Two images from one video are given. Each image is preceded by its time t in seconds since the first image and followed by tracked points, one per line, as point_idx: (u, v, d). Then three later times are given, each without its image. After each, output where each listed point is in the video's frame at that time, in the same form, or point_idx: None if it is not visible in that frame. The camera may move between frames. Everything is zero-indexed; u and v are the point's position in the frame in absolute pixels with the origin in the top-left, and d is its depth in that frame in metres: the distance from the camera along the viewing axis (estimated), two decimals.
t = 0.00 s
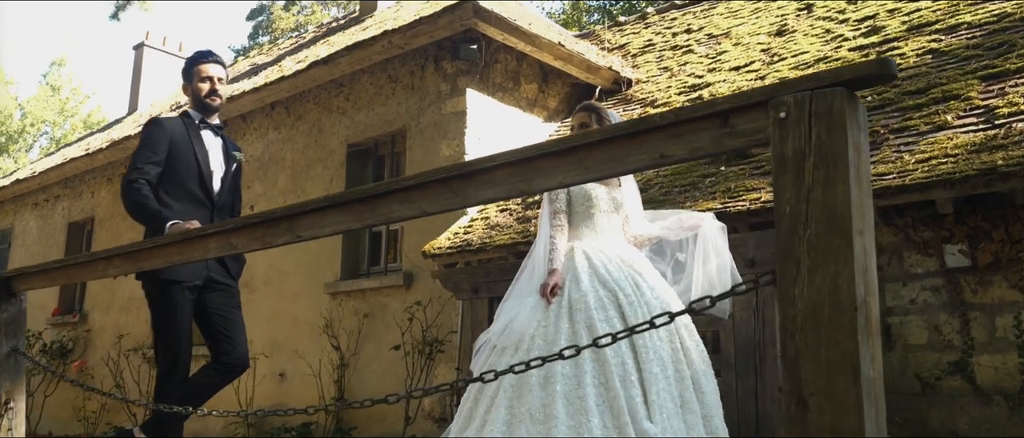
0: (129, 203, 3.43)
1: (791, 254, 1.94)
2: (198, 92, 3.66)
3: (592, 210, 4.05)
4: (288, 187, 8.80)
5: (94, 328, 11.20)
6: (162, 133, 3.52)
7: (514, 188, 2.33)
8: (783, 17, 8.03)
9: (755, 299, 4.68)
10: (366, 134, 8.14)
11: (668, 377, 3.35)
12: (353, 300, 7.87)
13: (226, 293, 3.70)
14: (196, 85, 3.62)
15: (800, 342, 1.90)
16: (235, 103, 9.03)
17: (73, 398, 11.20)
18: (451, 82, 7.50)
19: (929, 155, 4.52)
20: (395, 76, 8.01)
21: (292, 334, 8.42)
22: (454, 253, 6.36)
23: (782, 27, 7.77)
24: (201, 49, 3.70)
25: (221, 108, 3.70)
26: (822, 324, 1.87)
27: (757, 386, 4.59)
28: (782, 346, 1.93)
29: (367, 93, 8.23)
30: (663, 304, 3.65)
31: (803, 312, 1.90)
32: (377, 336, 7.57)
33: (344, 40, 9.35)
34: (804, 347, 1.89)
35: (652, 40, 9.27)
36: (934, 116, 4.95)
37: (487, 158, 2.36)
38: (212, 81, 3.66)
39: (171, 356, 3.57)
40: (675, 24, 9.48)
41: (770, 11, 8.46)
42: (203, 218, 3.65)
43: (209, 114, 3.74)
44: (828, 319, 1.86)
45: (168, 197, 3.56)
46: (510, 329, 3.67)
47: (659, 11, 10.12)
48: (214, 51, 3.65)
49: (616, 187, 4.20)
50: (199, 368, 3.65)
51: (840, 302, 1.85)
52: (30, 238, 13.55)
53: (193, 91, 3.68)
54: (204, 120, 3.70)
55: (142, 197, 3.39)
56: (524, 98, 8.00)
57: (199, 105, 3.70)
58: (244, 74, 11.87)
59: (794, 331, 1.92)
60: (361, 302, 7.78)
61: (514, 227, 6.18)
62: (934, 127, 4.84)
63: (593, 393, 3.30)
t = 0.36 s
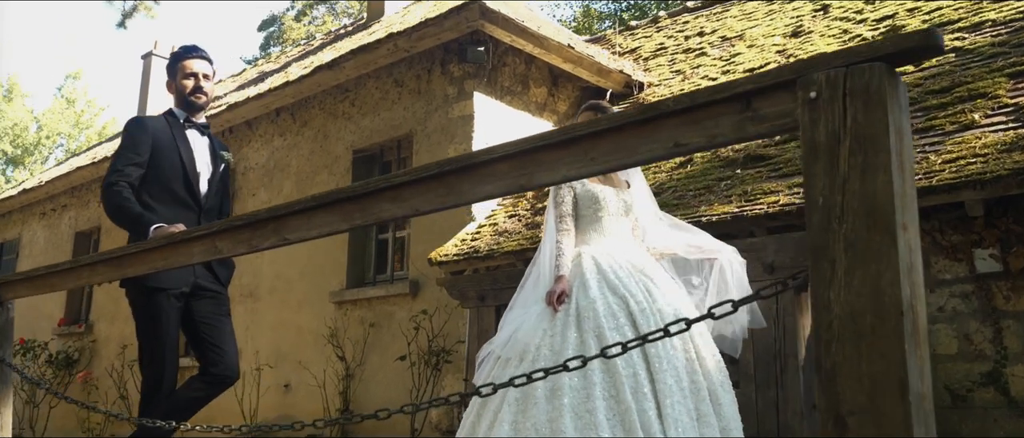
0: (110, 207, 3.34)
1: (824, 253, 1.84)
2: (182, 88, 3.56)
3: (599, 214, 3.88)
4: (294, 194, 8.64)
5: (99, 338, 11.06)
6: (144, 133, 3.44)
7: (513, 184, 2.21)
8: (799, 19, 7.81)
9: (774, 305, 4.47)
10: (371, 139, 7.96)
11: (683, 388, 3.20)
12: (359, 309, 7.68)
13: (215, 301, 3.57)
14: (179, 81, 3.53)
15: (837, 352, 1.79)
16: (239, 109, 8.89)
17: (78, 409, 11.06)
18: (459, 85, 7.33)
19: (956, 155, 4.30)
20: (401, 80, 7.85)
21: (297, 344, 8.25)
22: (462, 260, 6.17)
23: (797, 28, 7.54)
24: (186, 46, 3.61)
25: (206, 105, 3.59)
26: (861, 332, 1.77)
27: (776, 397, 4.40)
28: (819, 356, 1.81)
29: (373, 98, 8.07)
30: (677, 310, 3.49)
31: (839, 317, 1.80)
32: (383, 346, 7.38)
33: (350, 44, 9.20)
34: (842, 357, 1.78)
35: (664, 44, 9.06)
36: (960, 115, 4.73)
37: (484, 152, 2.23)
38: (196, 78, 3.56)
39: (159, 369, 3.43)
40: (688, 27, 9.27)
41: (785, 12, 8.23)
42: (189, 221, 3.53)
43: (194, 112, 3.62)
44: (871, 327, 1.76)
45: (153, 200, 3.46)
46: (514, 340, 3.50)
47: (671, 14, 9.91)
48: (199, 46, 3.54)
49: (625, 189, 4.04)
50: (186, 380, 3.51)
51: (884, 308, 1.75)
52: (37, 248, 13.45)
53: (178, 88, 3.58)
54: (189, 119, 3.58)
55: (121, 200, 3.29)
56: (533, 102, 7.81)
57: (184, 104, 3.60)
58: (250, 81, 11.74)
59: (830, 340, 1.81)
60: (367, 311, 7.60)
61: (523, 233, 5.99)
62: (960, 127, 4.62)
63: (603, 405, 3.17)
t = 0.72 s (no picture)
0: (96, 210, 3.16)
1: (870, 253, 1.71)
2: (172, 85, 3.42)
3: (613, 215, 3.67)
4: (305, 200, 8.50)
5: (113, 347, 10.97)
6: (131, 132, 3.27)
7: (513, 175, 2.16)
8: (823, 16, 7.54)
9: (803, 310, 4.22)
10: (383, 143, 7.79)
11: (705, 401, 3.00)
12: (371, 316, 7.49)
13: (207, 308, 3.38)
14: (168, 77, 3.40)
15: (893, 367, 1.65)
16: (250, 115, 8.75)
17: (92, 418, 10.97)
18: (471, 87, 7.15)
19: (998, 151, 4.02)
20: (413, 83, 7.67)
21: (308, 351, 8.08)
22: (475, 265, 5.97)
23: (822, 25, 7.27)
24: (174, 41, 3.47)
25: (197, 102, 3.46)
26: (916, 340, 1.63)
27: (807, 408, 4.14)
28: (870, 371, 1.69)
29: (385, 101, 7.89)
30: (699, 317, 3.28)
31: (890, 323, 1.67)
32: (395, 354, 7.18)
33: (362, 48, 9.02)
34: (896, 369, 1.65)
35: (683, 44, 8.82)
36: (999, 109, 4.46)
37: (483, 140, 2.18)
38: (186, 74, 3.42)
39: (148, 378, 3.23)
40: (708, 27, 9.02)
41: (808, 10, 7.97)
42: (180, 222, 3.37)
43: (184, 109, 3.48)
44: (931, 333, 1.61)
45: (142, 200, 3.31)
46: (523, 349, 3.29)
47: (691, 15, 9.66)
48: (188, 41, 3.42)
49: (641, 190, 3.84)
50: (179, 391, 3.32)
51: (946, 307, 1.60)
52: (53, 256, 13.39)
53: (166, 85, 3.43)
54: (179, 117, 3.44)
55: (107, 203, 3.11)
56: (548, 103, 7.60)
57: (173, 101, 3.45)
58: (263, 88, 11.60)
59: (880, 351, 1.67)
60: (379, 318, 7.41)
61: (537, 238, 5.77)
62: (999, 121, 4.35)
63: (620, 419, 2.96)
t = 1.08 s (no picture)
0: (84, 209, 3.00)
1: (922, 239, 1.52)
2: (166, 78, 3.28)
3: (631, 212, 3.47)
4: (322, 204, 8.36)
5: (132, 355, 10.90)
6: (122, 128, 3.11)
7: (509, 159, 2.06)
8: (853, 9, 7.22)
9: (836, 308, 3.99)
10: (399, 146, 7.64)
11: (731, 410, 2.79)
12: (388, 322, 7.32)
13: (204, 311, 3.21)
14: (162, 71, 3.26)
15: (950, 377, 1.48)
16: (266, 118, 8.64)
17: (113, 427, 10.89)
18: (488, 86, 6.98)
19: None
20: (429, 83, 7.50)
21: (325, 358, 7.93)
22: (491, 269, 5.76)
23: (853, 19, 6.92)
24: (169, 33, 3.32)
25: (193, 96, 3.31)
26: (982, 342, 1.46)
27: (842, 417, 3.90)
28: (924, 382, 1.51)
29: (401, 103, 7.74)
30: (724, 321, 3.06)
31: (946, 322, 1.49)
32: (413, 360, 7.00)
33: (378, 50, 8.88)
34: (959, 377, 1.47)
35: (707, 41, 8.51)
36: None
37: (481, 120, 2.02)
38: (181, 67, 3.28)
39: (140, 387, 3.06)
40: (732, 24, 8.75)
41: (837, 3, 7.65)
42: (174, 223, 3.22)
43: (179, 104, 3.34)
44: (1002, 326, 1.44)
45: (134, 199, 3.16)
46: (535, 355, 3.08)
47: (715, 12, 9.39)
48: (183, 33, 3.28)
49: (662, 186, 3.63)
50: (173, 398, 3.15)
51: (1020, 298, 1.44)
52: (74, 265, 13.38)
53: (160, 79, 3.29)
54: (174, 112, 3.29)
55: (94, 201, 2.95)
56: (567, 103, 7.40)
57: (167, 95, 3.31)
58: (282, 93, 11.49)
59: (937, 355, 1.50)
60: (396, 325, 7.23)
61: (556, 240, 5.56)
62: None
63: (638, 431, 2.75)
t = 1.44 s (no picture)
0: (76, 208, 2.85)
1: (974, 210, 1.62)
2: (164, 72, 3.15)
3: (652, 208, 3.27)
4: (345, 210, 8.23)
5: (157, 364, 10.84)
6: (116, 124, 2.99)
7: (500, 140, 1.95)
8: None
9: (873, 293, 3.75)
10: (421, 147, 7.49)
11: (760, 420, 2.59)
12: (409, 327, 7.16)
13: (202, 316, 3.07)
14: (160, 64, 3.13)
15: (991, 342, 1.69)
16: (288, 121, 8.54)
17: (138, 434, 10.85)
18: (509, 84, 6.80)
19: None
20: (451, 82, 7.34)
21: (347, 364, 7.80)
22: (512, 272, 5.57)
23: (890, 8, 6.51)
24: (168, 26, 3.19)
25: (191, 91, 3.18)
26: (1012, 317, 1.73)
27: (881, 425, 3.62)
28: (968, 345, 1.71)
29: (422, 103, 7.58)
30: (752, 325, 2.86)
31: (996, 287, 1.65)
32: (434, 366, 6.84)
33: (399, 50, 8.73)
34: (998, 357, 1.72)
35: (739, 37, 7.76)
36: None
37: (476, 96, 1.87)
38: (179, 60, 3.15)
39: (134, 395, 2.93)
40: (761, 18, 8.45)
41: None
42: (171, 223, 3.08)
43: (177, 99, 3.20)
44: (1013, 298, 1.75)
45: (129, 199, 3.03)
46: (549, 360, 2.89)
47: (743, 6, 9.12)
48: (181, 25, 3.15)
49: (686, 180, 3.43)
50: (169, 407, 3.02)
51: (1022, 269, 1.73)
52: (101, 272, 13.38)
53: (158, 73, 3.17)
54: (172, 107, 3.16)
55: (87, 200, 2.81)
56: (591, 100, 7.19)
57: (165, 90, 3.18)
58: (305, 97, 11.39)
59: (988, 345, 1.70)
60: (418, 330, 7.08)
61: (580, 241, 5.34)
62: None
63: None
